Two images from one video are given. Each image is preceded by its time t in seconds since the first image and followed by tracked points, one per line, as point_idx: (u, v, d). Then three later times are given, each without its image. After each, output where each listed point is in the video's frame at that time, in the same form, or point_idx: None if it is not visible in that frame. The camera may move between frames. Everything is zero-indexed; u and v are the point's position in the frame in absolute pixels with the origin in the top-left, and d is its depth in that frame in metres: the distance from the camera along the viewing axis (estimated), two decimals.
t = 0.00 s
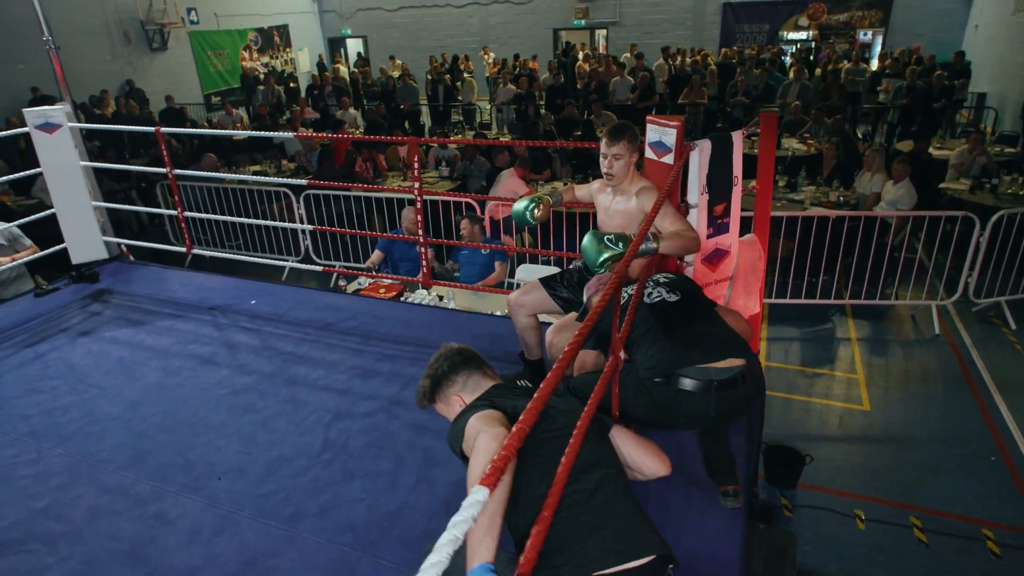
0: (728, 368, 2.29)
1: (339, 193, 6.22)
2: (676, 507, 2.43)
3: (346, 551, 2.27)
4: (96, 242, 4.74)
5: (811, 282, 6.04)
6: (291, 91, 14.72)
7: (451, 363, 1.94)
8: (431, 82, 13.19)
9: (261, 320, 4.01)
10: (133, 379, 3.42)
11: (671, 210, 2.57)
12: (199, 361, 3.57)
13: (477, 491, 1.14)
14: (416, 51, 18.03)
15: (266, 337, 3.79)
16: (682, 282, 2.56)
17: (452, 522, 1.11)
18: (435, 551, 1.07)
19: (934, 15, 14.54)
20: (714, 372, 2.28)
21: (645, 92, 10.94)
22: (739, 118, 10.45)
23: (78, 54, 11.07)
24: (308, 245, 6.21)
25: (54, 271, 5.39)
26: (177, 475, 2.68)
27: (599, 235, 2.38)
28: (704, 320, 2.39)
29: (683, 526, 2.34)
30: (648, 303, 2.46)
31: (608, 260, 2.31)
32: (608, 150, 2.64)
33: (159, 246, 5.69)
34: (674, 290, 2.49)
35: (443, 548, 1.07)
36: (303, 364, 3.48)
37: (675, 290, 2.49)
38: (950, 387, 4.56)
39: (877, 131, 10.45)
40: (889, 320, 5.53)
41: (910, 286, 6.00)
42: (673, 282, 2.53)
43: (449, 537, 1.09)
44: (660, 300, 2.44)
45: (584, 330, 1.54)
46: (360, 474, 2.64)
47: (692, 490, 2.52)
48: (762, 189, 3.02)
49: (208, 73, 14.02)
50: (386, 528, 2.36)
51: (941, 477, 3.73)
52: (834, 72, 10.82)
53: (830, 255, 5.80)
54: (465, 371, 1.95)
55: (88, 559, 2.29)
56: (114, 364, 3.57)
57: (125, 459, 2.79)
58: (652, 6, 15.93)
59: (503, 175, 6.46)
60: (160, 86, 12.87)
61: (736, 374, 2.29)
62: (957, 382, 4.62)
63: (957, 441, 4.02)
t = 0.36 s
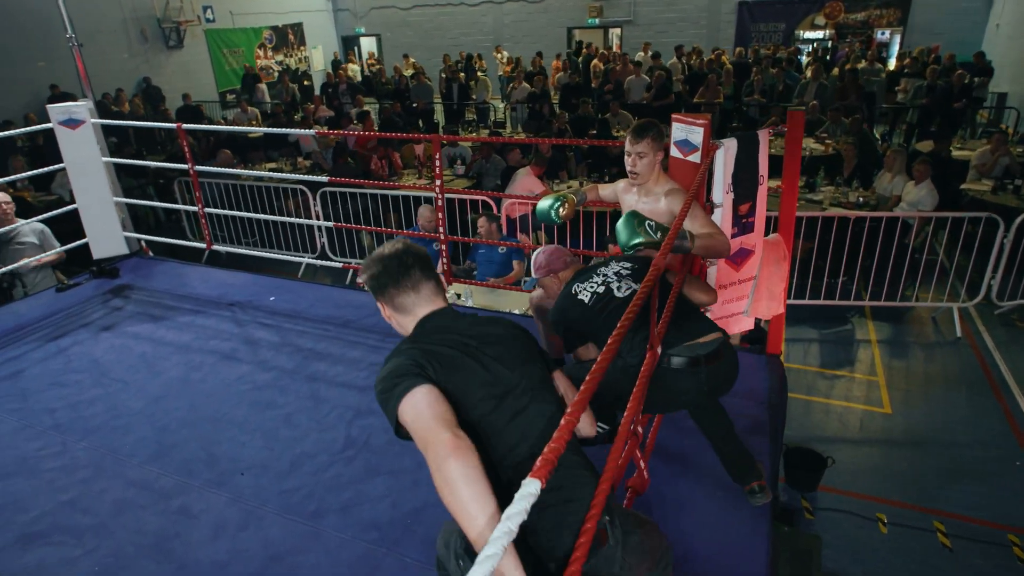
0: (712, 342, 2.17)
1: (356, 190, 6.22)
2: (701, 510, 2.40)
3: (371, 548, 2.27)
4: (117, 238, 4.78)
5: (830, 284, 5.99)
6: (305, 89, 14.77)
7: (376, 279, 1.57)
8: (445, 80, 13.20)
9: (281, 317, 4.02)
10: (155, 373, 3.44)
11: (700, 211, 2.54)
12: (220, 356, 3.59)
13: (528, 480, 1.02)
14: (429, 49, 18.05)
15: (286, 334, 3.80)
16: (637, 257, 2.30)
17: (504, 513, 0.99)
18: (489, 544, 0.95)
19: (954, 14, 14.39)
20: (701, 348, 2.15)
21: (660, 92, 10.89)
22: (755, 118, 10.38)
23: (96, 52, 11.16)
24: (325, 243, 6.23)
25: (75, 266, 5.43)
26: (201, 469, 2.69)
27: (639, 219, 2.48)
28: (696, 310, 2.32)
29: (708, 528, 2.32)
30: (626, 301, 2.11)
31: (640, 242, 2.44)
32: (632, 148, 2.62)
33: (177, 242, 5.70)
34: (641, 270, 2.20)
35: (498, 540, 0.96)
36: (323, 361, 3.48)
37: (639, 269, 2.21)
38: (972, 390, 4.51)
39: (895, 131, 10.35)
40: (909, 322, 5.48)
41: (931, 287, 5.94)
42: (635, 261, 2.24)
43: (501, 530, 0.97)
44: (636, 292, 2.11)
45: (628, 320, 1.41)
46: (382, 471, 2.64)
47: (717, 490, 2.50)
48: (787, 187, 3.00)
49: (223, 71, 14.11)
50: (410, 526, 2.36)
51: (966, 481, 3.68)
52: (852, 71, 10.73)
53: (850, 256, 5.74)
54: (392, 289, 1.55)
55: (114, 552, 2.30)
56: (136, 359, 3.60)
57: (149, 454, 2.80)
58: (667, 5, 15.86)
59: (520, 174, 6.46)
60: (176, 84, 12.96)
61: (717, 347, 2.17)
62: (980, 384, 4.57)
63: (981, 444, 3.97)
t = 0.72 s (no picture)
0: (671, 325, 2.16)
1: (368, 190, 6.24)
2: (719, 513, 2.39)
3: (386, 547, 2.28)
4: (132, 237, 4.82)
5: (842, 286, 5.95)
6: (315, 89, 14.84)
7: (298, 151, 1.35)
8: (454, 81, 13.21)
9: (294, 316, 4.04)
10: (170, 372, 3.47)
11: (716, 208, 2.52)
12: (234, 355, 3.60)
13: (554, 454, 0.99)
14: (439, 50, 18.09)
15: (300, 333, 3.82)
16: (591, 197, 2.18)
17: (532, 487, 0.95)
18: (518, 517, 0.91)
19: (967, 14, 14.27)
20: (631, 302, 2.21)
21: (671, 92, 10.85)
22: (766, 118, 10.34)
23: (109, 52, 11.24)
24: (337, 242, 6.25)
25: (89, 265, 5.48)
26: (216, 468, 2.71)
27: (659, 218, 2.49)
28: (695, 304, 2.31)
29: (726, 529, 2.32)
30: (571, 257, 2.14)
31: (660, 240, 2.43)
32: (649, 147, 2.61)
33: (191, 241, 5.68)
34: (591, 220, 2.14)
35: (527, 513, 0.92)
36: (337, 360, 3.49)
37: (590, 218, 2.14)
38: (988, 393, 4.48)
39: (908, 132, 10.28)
40: (922, 324, 5.44)
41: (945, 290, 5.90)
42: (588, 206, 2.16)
43: (530, 503, 0.94)
44: (578, 251, 2.13)
45: (644, 306, 1.39)
46: (396, 470, 2.65)
47: (731, 492, 2.49)
48: (804, 188, 2.99)
49: (234, 71, 14.19)
50: (425, 525, 2.36)
51: (983, 485, 3.65)
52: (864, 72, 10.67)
53: (863, 258, 5.70)
54: (314, 169, 1.34)
55: (132, 550, 2.32)
56: (151, 357, 3.62)
57: (165, 452, 2.82)
58: (677, 5, 15.82)
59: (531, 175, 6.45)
60: (188, 84, 13.05)
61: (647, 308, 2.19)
62: (996, 388, 4.53)
63: (998, 449, 3.93)
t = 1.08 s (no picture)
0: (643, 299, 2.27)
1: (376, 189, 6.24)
2: (731, 513, 2.38)
3: (397, 546, 2.27)
4: (141, 235, 4.83)
5: (851, 286, 5.93)
6: (322, 88, 14.85)
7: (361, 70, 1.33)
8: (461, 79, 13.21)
9: (302, 314, 4.04)
10: (179, 369, 3.47)
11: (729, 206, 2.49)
12: (244, 353, 3.61)
13: (585, 453, 1.00)
14: (445, 49, 18.09)
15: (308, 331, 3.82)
16: (568, 142, 2.10)
17: (564, 486, 0.96)
18: (553, 517, 0.92)
19: (977, 13, 14.17)
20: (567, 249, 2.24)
21: (679, 91, 10.83)
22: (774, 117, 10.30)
23: (116, 50, 11.28)
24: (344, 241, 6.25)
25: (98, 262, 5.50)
26: (226, 466, 2.70)
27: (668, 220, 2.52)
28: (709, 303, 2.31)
29: (739, 528, 2.31)
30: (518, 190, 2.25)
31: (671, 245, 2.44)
32: (662, 142, 2.60)
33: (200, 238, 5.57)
34: (553, 166, 2.14)
35: (560, 512, 0.93)
36: (346, 359, 3.49)
37: (551, 166, 2.14)
38: (999, 394, 4.45)
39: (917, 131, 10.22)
40: (932, 325, 5.41)
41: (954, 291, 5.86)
42: (555, 152, 2.12)
43: (563, 503, 0.94)
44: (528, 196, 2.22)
45: (666, 305, 1.39)
46: (406, 469, 2.64)
47: (743, 492, 2.48)
48: (816, 188, 2.97)
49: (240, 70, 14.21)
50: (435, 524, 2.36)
51: (995, 488, 3.61)
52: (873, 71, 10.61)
53: (872, 259, 5.67)
54: (363, 96, 1.32)
55: (143, 547, 2.32)
56: (161, 354, 3.63)
57: (175, 450, 2.82)
58: (684, 4, 15.77)
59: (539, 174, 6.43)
60: (195, 82, 13.08)
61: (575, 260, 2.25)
62: (1006, 389, 4.50)
63: (1009, 451, 3.90)
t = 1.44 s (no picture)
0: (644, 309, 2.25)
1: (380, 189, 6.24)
2: (738, 515, 2.37)
3: (404, 547, 2.27)
4: (147, 235, 4.85)
5: (857, 287, 5.91)
6: (326, 88, 14.87)
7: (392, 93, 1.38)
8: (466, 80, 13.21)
9: (307, 314, 4.04)
10: (186, 369, 3.48)
11: (738, 206, 2.48)
12: (250, 353, 3.61)
13: (599, 454, 1.00)
14: (449, 49, 18.11)
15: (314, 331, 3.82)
16: (552, 154, 2.06)
17: (576, 487, 0.95)
18: (564, 516, 0.91)
19: (983, 14, 14.13)
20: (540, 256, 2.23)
21: (684, 92, 10.83)
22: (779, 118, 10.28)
23: (122, 51, 11.32)
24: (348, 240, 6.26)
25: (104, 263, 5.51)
26: (233, 466, 2.71)
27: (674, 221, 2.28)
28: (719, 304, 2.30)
29: (746, 530, 2.30)
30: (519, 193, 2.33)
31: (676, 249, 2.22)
32: (672, 141, 2.60)
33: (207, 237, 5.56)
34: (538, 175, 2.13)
35: (572, 512, 0.91)
36: (352, 359, 3.50)
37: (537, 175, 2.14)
38: (1006, 396, 4.43)
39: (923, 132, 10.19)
40: (939, 327, 5.39)
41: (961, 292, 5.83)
42: (540, 162, 2.10)
43: (575, 503, 0.93)
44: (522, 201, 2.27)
45: (675, 308, 1.39)
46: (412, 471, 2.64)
47: (751, 495, 2.47)
48: (824, 190, 2.96)
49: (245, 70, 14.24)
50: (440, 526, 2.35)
51: (1002, 491, 3.60)
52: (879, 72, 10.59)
53: (878, 259, 5.65)
54: (391, 119, 1.37)
55: (150, 547, 2.32)
56: (167, 355, 3.63)
57: (182, 449, 2.82)
58: (689, 4, 15.75)
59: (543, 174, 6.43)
60: (200, 82, 13.12)
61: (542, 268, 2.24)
62: (1014, 391, 4.48)
63: (1016, 453, 3.88)
